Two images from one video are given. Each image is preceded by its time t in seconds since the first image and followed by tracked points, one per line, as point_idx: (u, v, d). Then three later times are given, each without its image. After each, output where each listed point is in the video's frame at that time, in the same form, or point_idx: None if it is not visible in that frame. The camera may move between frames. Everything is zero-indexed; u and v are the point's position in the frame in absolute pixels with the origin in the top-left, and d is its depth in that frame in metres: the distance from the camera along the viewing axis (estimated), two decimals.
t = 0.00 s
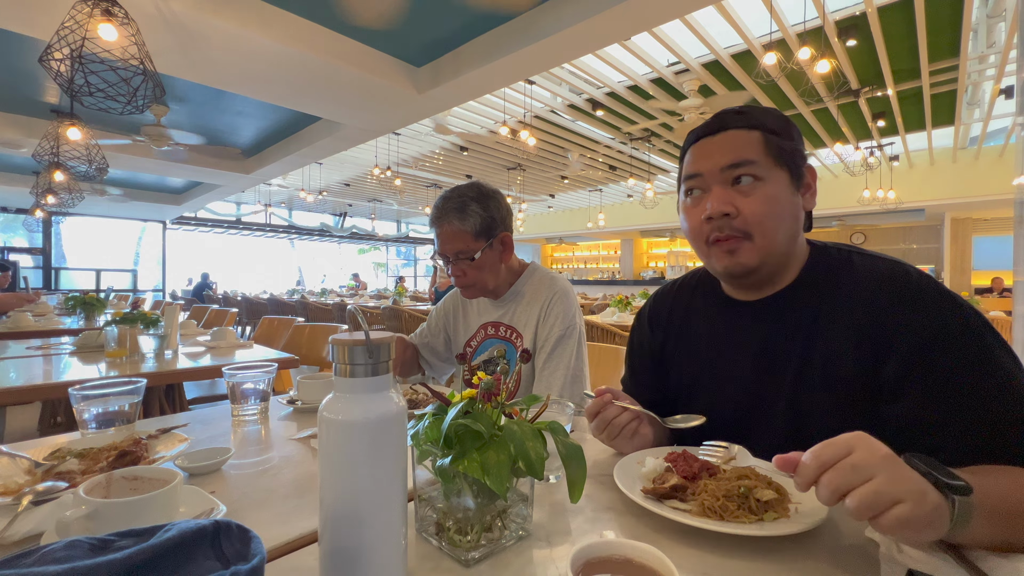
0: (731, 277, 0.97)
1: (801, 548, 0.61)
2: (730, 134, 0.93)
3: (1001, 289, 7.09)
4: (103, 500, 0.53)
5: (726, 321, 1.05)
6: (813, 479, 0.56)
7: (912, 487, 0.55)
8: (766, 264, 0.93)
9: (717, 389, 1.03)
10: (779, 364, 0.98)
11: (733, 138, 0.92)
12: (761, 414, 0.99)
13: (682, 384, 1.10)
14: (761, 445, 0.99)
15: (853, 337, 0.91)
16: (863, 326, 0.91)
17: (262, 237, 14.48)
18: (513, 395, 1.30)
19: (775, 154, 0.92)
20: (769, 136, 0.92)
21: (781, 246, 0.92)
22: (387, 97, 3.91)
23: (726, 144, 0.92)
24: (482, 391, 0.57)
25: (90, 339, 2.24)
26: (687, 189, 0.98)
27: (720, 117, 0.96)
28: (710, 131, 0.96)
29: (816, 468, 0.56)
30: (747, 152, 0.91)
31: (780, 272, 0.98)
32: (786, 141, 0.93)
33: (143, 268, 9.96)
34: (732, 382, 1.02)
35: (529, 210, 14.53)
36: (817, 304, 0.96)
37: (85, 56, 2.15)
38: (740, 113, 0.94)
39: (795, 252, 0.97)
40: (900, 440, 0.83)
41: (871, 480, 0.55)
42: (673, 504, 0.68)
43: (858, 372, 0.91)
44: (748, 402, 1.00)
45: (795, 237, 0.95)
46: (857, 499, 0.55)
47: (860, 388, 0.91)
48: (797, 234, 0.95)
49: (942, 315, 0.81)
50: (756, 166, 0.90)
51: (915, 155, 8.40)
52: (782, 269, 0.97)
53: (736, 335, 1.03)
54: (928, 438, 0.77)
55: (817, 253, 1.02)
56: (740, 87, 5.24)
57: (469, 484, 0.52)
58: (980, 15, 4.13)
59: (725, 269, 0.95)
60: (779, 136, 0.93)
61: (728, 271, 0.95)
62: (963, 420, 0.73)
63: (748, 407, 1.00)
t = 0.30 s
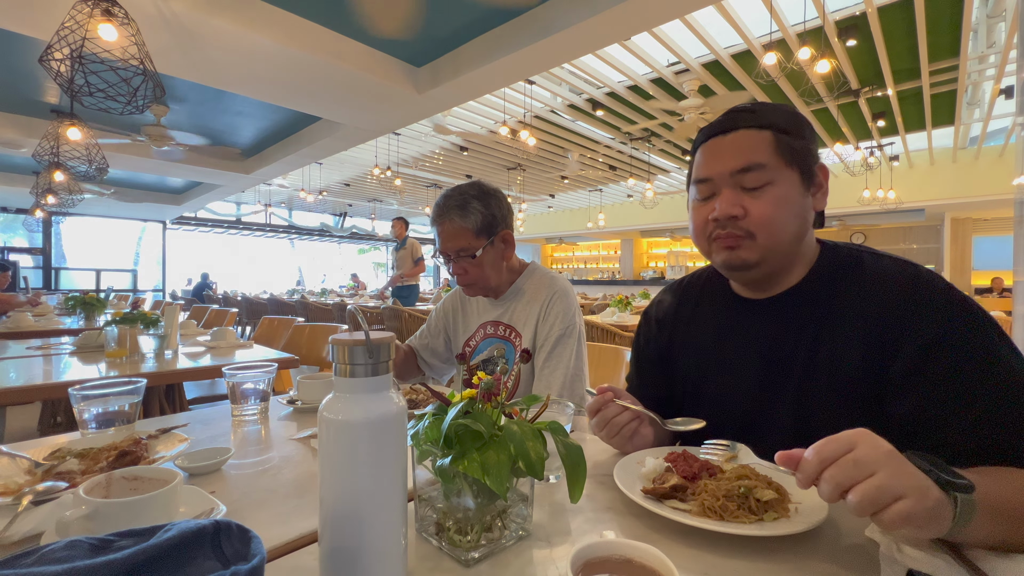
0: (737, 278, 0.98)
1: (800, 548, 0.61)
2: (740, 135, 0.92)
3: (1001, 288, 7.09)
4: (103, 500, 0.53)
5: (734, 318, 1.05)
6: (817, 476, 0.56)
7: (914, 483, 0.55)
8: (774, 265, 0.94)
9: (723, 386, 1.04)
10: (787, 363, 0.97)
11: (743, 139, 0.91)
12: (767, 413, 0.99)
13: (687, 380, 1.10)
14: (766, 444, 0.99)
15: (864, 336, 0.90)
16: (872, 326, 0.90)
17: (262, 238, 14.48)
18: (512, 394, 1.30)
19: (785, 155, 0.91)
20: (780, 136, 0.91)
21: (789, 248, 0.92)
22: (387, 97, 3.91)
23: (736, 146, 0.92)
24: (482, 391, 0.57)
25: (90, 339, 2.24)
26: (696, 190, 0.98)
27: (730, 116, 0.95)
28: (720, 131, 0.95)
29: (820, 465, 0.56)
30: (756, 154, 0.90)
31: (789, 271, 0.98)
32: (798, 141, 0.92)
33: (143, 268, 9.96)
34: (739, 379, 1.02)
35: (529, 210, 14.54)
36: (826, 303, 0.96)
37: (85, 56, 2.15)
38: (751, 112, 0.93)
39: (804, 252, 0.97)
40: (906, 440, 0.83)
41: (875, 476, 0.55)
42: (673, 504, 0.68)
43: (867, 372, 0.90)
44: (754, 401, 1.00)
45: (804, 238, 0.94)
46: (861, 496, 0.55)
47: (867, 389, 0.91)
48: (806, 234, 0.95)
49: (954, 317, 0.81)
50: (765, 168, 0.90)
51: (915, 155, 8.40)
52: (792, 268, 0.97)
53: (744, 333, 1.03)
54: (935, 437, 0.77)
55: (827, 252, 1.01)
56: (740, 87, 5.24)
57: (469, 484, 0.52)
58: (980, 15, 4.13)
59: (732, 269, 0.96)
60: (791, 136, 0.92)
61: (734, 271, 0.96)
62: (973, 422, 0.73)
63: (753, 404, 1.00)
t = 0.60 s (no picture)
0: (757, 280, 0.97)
1: (800, 547, 0.61)
2: (761, 140, 0.89)
3: (1001, 288, 7.09)
4: (103, 500, 0.53)
5: (750, 316, 1.06)
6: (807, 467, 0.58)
7: (903, 475, 0.57)
8: (794, 268, 0.94)
9: (737, 384, 1.05)
10: (802, 362, 0.98)
11: (763, 145, 0.89)
12: (781, 410, 1.00)
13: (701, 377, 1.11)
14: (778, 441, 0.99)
15: (883, 337, 0.90)
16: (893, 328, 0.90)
17: (262, 238, 14.48)
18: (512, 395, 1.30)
19: (807, 159, 0.89)
20: (802, 139, 0.89)
21: (812, 253, 0.92)
22: (387, 97, 3.91)
23: (756, 153, 0.89)
24: (482, 390, 0.57)
25: (90, 339, 2.24)
26: (717, 196, 0.97)
27: (749, 119, 0.92)
28: (739, 136, 0.93)
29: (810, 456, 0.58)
30: (776, 163, 0.88)
31: (810, 272, 0.97)
32: (822, 145, 0.89)
33: (143, 268, 9.96)
34: (754, 377, 1.02)
35: (529, 210, 14.54)
36: (848, 304, 0.95)
37: (85, 56, 2.16)
38: (772, 114, 0.90)
39: (827, 253, 0.95)
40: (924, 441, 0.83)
41: (863, 468, 0.57)
42: (673, 504, 0.68)
43: (885, 373, 0.90)
44: (768, 398, 1.01)
45: (827, 240, 0.93)
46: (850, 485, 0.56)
47: (885, 390, 0.90)
48: (829, 237, 0.93)
49: (979, 320, 0.80)
50: (785, 176, 0.88)
51: (914, 155, 8.41)
52: (813, 269, 0.96)
53: (760, 331, 1.03)
54: (952, 439, 0.77)
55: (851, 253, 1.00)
56: (740, 87, 5.24)
57: (469, 484, 0.52)
58: (980, 14, 4.13)
59: (754, 273, 0.96)
60: (813, 140, 0.89)
61: (756, 274, 0.96)
62: (991, 427, 0.73)
63: (767, 401, 1.01)
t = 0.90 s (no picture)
0: (761, 283, 0.98)
1: (798, 546, 0.62)
2: (758, 145, 0.89)
3: (1001, 288, 7.08)
4: (103, 500, 0.53)
5: (754, 318, 1.06)
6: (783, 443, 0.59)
7: (872, 444, 0.58)
8: (798, 271, 0.94)
9: (741, 385, 1.05)
10: (805, 363, 0.98)
11: (761, 150, 0.89)
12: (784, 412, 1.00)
13: (706, 379, 1.11)
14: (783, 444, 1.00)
15: (888, 338, 0.90)
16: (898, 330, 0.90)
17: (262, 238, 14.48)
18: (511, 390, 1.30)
19: (807, 162, 0.88)
20: (801, 142, 0.88)
21: (814, 256, 0.92)
22: (387, 97, 3.91)
23: (756, 158, 0.89)
24: (482, 390, 0.57)
25: (90, 339, 2.24)
26: (717, 201, 0.97)
27: (747, 122, 0.92)
28: (735, 141, 0.93)
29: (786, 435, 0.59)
30: (776, 168, 0.88)
31: (814, 274, 0.97)
32: (821, 146, 0.89)
33: (143, 268, 9.96)
34: (759, 379, 1.03)
35: (529, 210, 14.55)
36: (853, 305, 0.95)
37: (85, 56, 2.15)
38: (769, 117, 0.90)
39: (831, 254, 0.95)
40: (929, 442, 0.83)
41: (836, 441, 0.57)
42: (673, 504, 0.68)
43: (890, 374, 0.90)
44: (772, 400, 1.01)
45: (831, 241, 0.93)
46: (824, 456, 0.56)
47: (890, 392, 0.90)
48: (833, 238, 0.93)
49: (984, 322, 0.80)
50: (784, 180, 0.88)
51: (914, 155, 8.41)
52: (817, 271, 0.96)
53: (764, 333, 1.04)
54: (956, 441, 0.78)
55: (859, 252, 0.99)
56: (741, 86, 5.24)
57: (469, 484, 0.52)
58: (980, 15, 4.13)
59: (757, 276, 0.96)
60: (813, 141, 0.88)
61: (759, 276, 0.96)
62: (995, 429, 0.73)
63: (773, 402, 1.01)
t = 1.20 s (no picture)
0: (772, 283, 0.98)
1: (798, 547, 0.62)
2: (775, 144, 0.89)
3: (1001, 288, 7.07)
4: (103, 500, 0.53)
5: (763, 318, 1.06)
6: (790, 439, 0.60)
7: (874, 441, 0.59)
8: (810, 271, 0.94)
9: (749, 385, 1.05)
10: (815, 365, 0.98)
11: (777, 148, 0.89)
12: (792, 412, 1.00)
13: (712, 378, 1.11)
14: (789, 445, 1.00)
15: (898, 340, 0.90)
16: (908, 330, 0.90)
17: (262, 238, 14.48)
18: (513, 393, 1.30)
19: (822, 162, 0.88)
20: (817, 141, 0.88)
21: (826, 256, 0.91)
22: (387, 97, 3.91)
23: (771, 157, 0.89)
24: (482, 391, 0.57)
25: (90, 339, 2.24)
26: (730, 200, 0.97)
27: (764, 120, 0.92)
28: (752, 140, 0.93)
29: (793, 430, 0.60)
30: (793, 167, 0.88)
31: (826, 274, 0.97)
32: (837, 147, 0.89)
33: (143, 268, 9.96)
34: (766, 379, 1.03)
35: (529, 210, 14.55)
36: (863, 306, 0.95)
37: (85, 56, 2.15)
38: (787, 116, 0.90)
39: (843, 255, 0.95)
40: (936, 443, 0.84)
41: (838, 437, 0.58)
42: (673, 504, 0.68)
43: (901, 376, 0.90)
44: (780, 401, 1.01)
45: (843, 243, 0.93)
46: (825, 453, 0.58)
47: (900, 393, 0.90)
48: (845, 240, 0.93)
49: (996, 324, 0.80)
50: (801, 181, 0.87)
51: (915, 155, 8.41)
52: (828, 272, 0.96)
53: (773, 332, 1.04)
54: (965, 441, 0.78)
55: (868, 253, 0.99)
56: (741, 86, 5.24)
57: (469, 484, 0.52)
58: (980, 15, 4.13)
59: (768, 276, 0.96)
60: (829, 142, 0.88)
61: (770, 278, 0.97)
62: (1005, 430, 0.74)
63: (779, 402, 1.01)
